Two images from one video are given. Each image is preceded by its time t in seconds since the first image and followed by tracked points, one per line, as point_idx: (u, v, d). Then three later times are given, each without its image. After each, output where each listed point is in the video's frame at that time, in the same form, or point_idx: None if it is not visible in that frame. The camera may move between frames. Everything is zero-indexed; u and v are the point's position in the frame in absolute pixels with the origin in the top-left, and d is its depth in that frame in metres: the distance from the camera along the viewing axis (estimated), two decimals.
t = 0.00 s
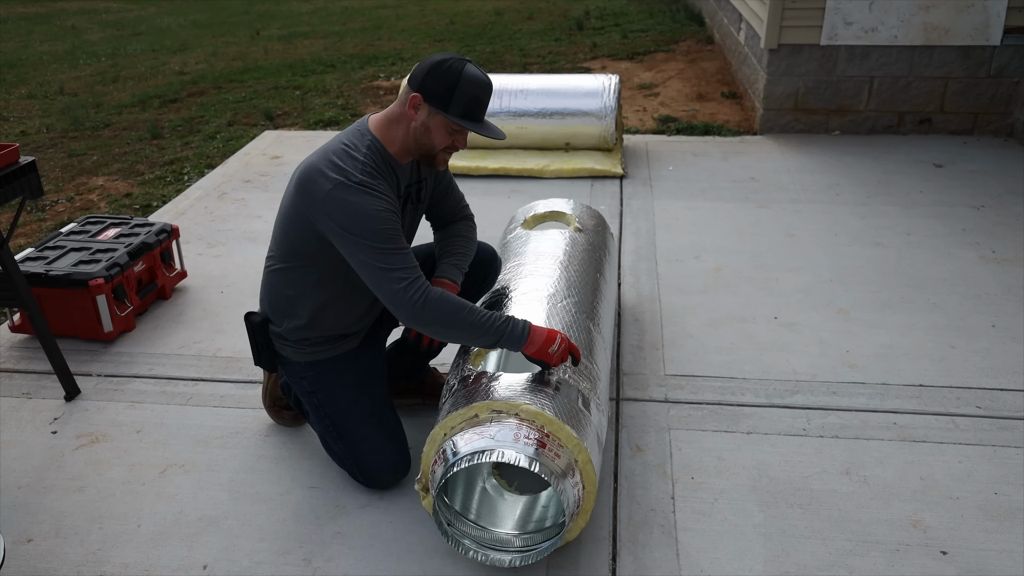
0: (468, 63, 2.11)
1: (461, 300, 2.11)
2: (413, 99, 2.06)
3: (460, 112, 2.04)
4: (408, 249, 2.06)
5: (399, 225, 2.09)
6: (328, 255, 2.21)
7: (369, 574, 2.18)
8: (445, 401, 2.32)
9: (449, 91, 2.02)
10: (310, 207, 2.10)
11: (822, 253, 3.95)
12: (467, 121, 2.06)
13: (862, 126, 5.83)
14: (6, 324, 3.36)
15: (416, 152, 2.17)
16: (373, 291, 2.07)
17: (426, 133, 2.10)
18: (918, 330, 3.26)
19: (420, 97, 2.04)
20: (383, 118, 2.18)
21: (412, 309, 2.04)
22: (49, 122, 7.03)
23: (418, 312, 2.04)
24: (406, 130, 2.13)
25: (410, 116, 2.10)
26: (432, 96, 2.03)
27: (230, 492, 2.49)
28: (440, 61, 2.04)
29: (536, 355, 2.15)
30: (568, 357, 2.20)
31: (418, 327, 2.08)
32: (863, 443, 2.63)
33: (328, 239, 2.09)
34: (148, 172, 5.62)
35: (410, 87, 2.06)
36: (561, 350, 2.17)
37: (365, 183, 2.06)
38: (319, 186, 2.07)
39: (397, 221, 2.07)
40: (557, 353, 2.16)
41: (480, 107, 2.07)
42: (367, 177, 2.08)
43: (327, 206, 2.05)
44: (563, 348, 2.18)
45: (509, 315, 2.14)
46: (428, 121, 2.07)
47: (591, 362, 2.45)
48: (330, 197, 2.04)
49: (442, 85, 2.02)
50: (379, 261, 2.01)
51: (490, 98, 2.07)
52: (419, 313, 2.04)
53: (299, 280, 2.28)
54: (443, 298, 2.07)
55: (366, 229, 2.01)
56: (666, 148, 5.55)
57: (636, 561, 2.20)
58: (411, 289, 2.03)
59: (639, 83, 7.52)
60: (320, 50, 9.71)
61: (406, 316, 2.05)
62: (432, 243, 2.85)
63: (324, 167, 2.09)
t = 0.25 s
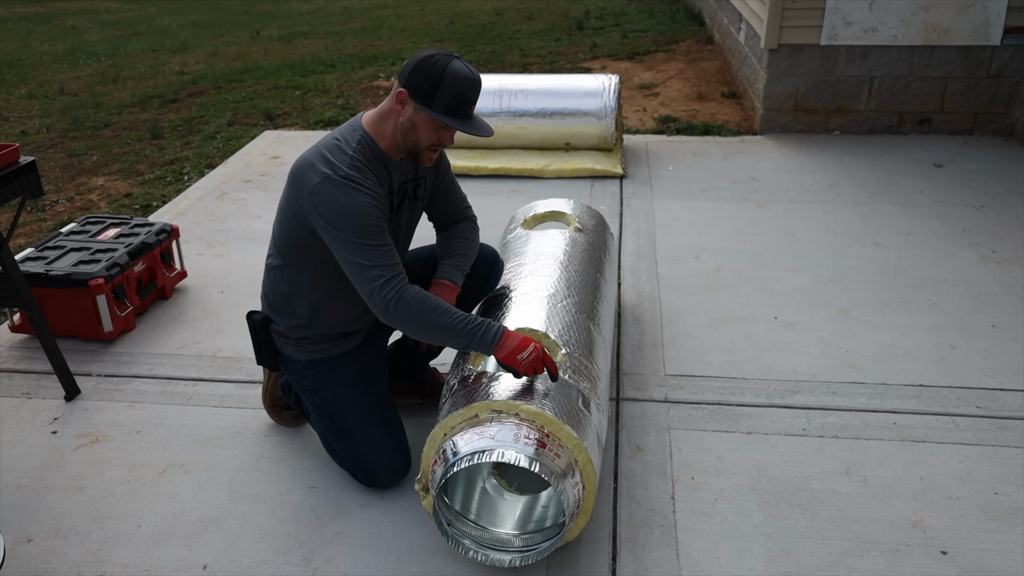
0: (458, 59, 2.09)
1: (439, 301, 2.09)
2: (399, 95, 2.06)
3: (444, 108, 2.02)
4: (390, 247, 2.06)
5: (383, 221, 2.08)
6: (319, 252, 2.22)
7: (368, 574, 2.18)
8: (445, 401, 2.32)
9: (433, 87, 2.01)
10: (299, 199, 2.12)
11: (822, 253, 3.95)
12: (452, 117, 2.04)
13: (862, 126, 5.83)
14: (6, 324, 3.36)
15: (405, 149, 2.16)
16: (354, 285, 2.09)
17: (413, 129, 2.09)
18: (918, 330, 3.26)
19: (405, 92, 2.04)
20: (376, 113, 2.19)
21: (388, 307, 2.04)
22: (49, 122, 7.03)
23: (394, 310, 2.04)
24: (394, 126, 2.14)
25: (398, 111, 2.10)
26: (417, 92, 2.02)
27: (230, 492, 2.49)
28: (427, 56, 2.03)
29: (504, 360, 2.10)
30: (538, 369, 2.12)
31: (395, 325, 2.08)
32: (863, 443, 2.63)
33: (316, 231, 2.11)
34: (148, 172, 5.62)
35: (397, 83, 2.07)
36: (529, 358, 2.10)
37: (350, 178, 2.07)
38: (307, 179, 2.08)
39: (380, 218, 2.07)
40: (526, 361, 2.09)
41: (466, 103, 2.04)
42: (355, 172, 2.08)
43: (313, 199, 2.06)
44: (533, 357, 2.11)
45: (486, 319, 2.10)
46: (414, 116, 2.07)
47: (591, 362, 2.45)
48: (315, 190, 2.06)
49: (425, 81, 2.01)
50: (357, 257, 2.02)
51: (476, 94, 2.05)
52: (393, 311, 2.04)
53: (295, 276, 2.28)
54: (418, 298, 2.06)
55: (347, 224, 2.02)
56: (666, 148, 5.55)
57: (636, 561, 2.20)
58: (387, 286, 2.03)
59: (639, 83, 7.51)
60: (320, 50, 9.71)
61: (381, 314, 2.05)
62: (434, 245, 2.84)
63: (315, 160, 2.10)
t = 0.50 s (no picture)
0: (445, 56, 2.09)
1: (407, 306, 2.10)
2: (386, 93, 2.07)
3: (429, 106, 2.03)
4: (364, 248, 2.08)
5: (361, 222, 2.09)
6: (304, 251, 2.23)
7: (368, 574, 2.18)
8: (445, 401, 2.32)
9: (418, 84, 2.01)
10: (285, 193, 2.15)
11: (822, 253, 3.95)
12: (437, 115, 2.04)
13: (862, 126, 5.83)
14: (6, 324, 3.36)
15: (394, 146, 2.17)
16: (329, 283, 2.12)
17: (400, 127, 2.10)
18: (918, 330, 3.26)
19: (392, 90, 2.05)
20: (367, 110, 2.20)
21: (355, 310, 2.07)
22: (49, 122, 7.03)
23: (360, 312, 2.07)
24: (383, 123, 2.15)
25: (386, 109, 2.11)
26: (402, 90, 2.03)
27: (230, 492, 2.49)
28: (412, 54, 2.03)
29: (463, 362, 2.08)
30: (498, 370, 2.09)
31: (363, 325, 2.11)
32: (863, 444, 2.63)
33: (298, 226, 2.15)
34: (148, 172, 5.62)
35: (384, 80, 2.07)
36: (487, 360, 2.07)
37: (332, 176, 2.08)
38: (293, 175, 2.12)
39: (358, 218, 2.08)
40: (483, 362, 2.07)
41: (452, 101, 2.04)
42: (340, 170, 2.09)
43: (296, 195, 2.09)
44: (491, 359, 2.07)
45: (452, 327, 2.10)
46: (401, 114, 2.07)
47: (591, 362, 2.45)
48: (298, 188, 2.09)
49: (410, 78, 2.01)
50: (330, 258, 2.05)
51: (462, 91, 2.04)
52: (359, 314, 2.07)
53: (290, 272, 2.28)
54: (385, 301, 2.07)
55: (323, 225, 2.04)
56: (666, 148, 5.55)
57: (636, 561, 2.20)
58: (355, 290, 2.06)
59: (639, 83, 7.51)
60: (320, 50, 9.71)
61: (348, 314, 2.09)
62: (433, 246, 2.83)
63: (303, 157, 2.13)
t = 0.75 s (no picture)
0: (432, 56, 2.09)
1: (384, 309, 2.12)
2: (373, 94, 2.07)
3: (414, 109, 2.03)
4: (346, 248, 2.09)
5: (346, 220, 2.10)
6: (289, 246, 2.23)
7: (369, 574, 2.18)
8: (445, 402, 2.31)
9: (403, 87, 2.01)
10: (276, 187, 2.17)
11: (822, 253, 3.95)
12: (422, 118, 2.04)
13: (862, 126, 5.83)
14: (6, 324, 3.36)
15: (383, 147, 2.17)
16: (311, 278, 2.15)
17: (387, 128, 2.10)
18: (918, 330, 3.26)
19: (378, 92, 2.05)
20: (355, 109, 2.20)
21: (333, 309, 2.10)
22: (49, 122, 7.03)
23: (337, 311, 2.10)
24: (371, 124, 2.15)
25: (373, 110, 2.11)
26: (388, 92, 2.03)
27: (230, 492, 2.49)
28: (398, 56, 2.03)
29: (434, 365, 2.10)
30: (468, 375, 2.10)
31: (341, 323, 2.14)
32: (863, 443, 2.63)
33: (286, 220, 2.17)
34: (148, 172, 5.62)
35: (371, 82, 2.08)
36: (457, 364, 2.08)
37: (320, 173, 2.08)
38: (283, 170, 2.13)
39: (343, 217, 2.09)
40: (453, 367, 2.08)
41: (437, 103, 2.04)
42: (328, 168, 2.10)
43: (284, 191, 2.10)
44: (461, 363, 2.09)
45: (428, 332, 2.12)
46: (388, 116, 2.08)
47: (591, 362, 2.45)
48: (285, 184, 2.10)
49: (396, 81, 2.01)
50: (310, 257, 2.07)
51: (448, 92, 2.04)
52: (337, 313, 2.10)
53: (283, 269, 2.28)
54: (362, 302, 2.09)
55: (305, 223, 2.05)
56: (666, 148, 5.55)
57: (636, 561, 2.20)
58: (333, 290, 2.08)
59: (639, 83, 7.52)
60: (320, 50, 9.71)
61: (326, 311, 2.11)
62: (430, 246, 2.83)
63: (294, 153, 2.14)
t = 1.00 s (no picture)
0: (427, 56, 2.08)
1: (374, 311, 2.13)
2: (368, 94, 2.07)
3: (410, 110, 2.03)
4: (336, 251, 2.09)
5: (338, 222, 2.10)
6: (283, 246, 2.23)
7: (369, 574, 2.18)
8: (445, 402, 2.31)
9: (399, 88, 2.01)
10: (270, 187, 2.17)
11: (822, 253, 3.95)
12: (418, 119, 2.04)
13: (862, 126, 5.83)
14: (6, 324, 3.36)
15: (378, 145, 2.18)
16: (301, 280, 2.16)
17: (383, 128, 2.11)
18: (918, 330, 3.26)
19: (374, 93, 2.05)
20: (349, 107, 2.20)
21: (321, 311, 2.11)
22: (49, 122, 7.03)
23: (326, 312, 2.11)
24: (366, 123, 2.15)
25: (368, 110, 2.11)
26: (384, 93, 2.03)
27: (230, 492, 2.49)
28: (394, 56, 2.02)
29: (419, 365, 2.12)
30: (452, 374, 2.12)
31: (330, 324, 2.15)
32: (863, 444, 2.63)
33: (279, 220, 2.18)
34: (148, 172, 5.62)
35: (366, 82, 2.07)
36: (442, 365, 2.10)
37: (312, 174, 2.08)
38: (276, 171, 2.13)
39: (334, 219, 2.09)
40: (437, 368, 2.10)
41: (433, 104, 2.04)
42: (321, 169, 2.09)
43: (277, 191, 2.10)
44: (445, 364, 2.10)
45: (413, 335, 2.14)
46: (384, 116, 2.08)
47: (591, 362, 2.45)
48: (278, 185, 2.10)
49: (392, 82, 2.01)
50: (300, 259, 2.08)
51: (443, 94, 2.04)
52: (325, 315, 2.11)
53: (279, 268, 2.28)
54: (350, 305, 2.11)
55: (296, 225, 2.06)
56: (666, 148, 5.55)
57: (637, 561, 2.20)
58: (322, 293, 2.09)
59: (639, 83, 7.52)
60: (320, 50, 9.71)
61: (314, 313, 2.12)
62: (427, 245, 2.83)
63: (288, 153, 2.14)
